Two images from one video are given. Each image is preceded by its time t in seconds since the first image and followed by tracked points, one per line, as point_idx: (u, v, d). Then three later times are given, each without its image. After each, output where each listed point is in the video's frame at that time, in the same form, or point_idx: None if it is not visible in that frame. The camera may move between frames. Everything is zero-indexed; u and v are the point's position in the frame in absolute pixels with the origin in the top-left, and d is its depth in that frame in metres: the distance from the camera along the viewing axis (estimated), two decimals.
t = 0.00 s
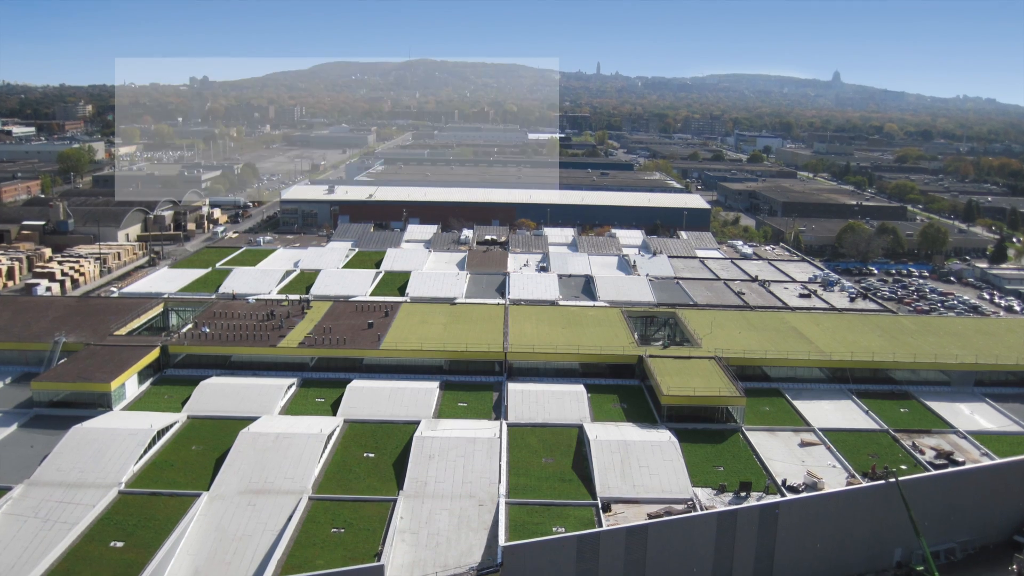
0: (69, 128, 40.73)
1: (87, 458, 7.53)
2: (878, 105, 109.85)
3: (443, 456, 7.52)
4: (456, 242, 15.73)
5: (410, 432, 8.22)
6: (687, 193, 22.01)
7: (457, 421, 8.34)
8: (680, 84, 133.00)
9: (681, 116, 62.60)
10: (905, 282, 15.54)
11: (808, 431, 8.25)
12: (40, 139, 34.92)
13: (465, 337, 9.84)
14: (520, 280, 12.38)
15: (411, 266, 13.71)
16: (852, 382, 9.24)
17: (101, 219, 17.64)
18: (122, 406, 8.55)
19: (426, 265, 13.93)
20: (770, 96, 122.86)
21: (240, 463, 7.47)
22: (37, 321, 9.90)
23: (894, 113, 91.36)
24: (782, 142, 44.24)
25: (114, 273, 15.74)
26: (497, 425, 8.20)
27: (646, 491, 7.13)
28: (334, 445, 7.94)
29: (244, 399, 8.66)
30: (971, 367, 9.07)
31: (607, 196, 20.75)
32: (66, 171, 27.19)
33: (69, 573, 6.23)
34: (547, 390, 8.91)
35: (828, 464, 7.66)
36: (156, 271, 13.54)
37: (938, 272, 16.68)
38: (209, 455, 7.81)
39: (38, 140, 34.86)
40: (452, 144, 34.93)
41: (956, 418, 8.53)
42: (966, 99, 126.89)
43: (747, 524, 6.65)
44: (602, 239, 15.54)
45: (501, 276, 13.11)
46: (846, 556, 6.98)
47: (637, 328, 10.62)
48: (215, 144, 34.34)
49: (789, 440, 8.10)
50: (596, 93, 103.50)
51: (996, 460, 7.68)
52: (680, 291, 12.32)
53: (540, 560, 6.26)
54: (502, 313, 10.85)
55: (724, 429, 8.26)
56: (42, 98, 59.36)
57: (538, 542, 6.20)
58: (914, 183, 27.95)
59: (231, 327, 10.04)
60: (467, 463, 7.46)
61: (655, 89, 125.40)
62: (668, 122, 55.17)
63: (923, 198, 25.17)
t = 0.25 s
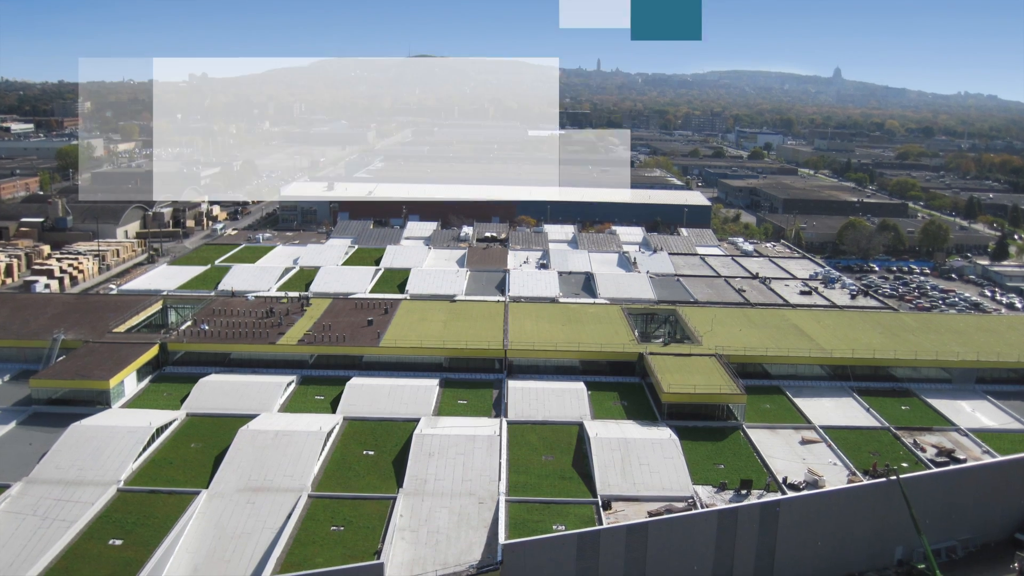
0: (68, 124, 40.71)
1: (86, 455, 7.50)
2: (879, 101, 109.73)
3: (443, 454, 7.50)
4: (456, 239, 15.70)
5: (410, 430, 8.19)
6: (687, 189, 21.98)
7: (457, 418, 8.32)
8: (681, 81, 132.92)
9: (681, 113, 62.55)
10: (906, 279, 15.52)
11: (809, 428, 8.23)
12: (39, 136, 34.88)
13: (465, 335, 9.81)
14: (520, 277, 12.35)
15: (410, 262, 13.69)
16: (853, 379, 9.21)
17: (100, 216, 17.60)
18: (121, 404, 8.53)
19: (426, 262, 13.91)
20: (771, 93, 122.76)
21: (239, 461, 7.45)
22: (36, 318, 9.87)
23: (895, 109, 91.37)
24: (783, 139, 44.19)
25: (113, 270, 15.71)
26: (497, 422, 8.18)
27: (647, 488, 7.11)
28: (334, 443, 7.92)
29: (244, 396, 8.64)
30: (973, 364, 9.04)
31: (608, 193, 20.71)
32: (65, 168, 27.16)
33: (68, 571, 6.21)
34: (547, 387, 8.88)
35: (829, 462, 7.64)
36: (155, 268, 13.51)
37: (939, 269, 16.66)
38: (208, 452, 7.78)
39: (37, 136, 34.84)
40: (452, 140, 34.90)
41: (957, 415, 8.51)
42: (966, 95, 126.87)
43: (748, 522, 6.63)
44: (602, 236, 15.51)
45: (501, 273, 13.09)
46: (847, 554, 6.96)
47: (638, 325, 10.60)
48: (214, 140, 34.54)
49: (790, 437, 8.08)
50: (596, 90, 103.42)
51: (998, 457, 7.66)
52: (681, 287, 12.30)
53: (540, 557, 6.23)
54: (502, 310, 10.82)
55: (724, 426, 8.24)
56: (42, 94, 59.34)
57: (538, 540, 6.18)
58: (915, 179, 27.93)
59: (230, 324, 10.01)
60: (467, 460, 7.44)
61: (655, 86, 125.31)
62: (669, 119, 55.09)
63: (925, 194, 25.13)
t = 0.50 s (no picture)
0: (66, 121, 40.64)
1: (85, 453, 7.47)
2: (880, 98, 109.59)
3: (442, 451, 7.47)
4: (456, 235, 15.66)
5: (410, 427, 8.16)
6: (688, 186, 21.94)
7: (457, 416, 8.29)
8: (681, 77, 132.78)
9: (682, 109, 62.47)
10: (907, 275, 15.49)
11: (810, 426, 8.21)
12: (38, 132, 34.84)
13: (464, 332, 9.78)
14: (520, 274, 12.32)
15: (410, 259, 13.65)
16: (854, 376, 9.18)
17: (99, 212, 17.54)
18: (119, 401, 8.50)
19: (426, 259, 13.87)
20: (771, 89, 122.67)
21: (238, 458, 7.42)
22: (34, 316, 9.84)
23: (895, 106, 91.29)
24: (784, 136, 44.12)
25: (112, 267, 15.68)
26: (497, 419, 8.16)
27: (647, 486, 7.08)
28: (333, 440, 7.89)
29: (243, 394, 8.61)
30: (974, 361, 9.01)
31: (608, 190, 20.67)
32: (63, 165, 27.10)
33: (66, 569, 6.19)
34: (547, 384, 8.85)
35: (830, 459, 7.61)
36: (153, 265, 13.47)
37: (941, 266, 16.63)
38: (207, 450, 7.75)
39: (36, 132, 34.80)
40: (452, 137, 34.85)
41: (959, 412, 8.48)
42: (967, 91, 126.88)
43: (749, 520, 6.61)
44: (602, 233, 15.48)
45: (501, 270, 13.06)
46: (849, 552, 6.94)
47: (638, 322, 10.57)
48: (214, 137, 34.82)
49: (791, 435, 8.05)
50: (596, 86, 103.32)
51: (999, 454, 7.63)
52: (681, 284, 12.26)
53: (540, 555, 6.21)
54: (502, 307, 10.79)
55: (725, 423, 8.21)
56: (40, 90, 59.25)
57: (538, 538, 6.15)
58: (916, 176, 27.89)
59: (229, 321, 9.98)
60: (467, 457, 7.41)
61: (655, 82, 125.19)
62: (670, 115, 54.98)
63: (926, 191, 25.09)
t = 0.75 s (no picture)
0: (64, 117, 40.57)
1: (83, 450, 7.44)
2: (881, 94, 109.39)
3: (442, 448, 7.43)
4: (456, 232, 15.61)
5: (409, 424, 8.13)
6: (688, 182, 21.88)
7: (457, 412, 8.26)
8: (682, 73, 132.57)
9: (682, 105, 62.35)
10: (909, 272, 15.44)
11: (811, 423, 8.17)
12: (36, 128, 34.76)
13: (464, 328, 9.74)
14: (520, 270, 12.28)
15: (410, 255, 13.61)
16: (856, 373, 9.15)
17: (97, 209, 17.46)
18: (118, 398, 8.47)
19: (426, 255, 13.83)
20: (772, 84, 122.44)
21: (237, 455, 7.39)
22: (32, 312, 9.80)
23: (896, 101, 91.15)
24: (785, 132, 44.01)
25: (110, 263, 15.63)
26: (497, 416, 8.13)
27: (647, 483, 7.05)
28: (332, 437, 7.86)
29: (242, 390, 8.57)
30: (976, 358, 8.98)
31: (609, 186, 20.62)
32: (61, 160, 27.02)
33: (64, 567, 6.16)
34: (548, 381, 8.82)
35: (832, 457, 7.58)
36: (152, 262, 13.42)
37: (943, 262, 16.58)
38: (206, 447, 7.72)
39: (34, 128, 34.71)
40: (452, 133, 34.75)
41: (960, 409, 8.45)
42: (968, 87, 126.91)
43: (750, 517, 6.58)
44: (603, 229, 15.42)
45: (500, 266, 13.01)
46: (850, 549, 6.91)
47: (638, 319, 10.53)
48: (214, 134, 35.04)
49: (792, 432, 8.02)
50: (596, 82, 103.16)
51: (1001, 451, 7.60)
52: (682, 281, 12.22)
53: (540, 553, 6.18)
54: (502, 304, 10.74)
55: (726, 420, 8.18)
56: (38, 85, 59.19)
57: (538, 535, 6.12)
58: (918, 171, 27.84)
59: (228, 318, 9.94)
60: (467, 454, 7.37)
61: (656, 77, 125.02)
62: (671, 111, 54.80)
63: (928, 187, 25.04)
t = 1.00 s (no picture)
0: (62, 112, 40.52)
1: (82, 447, 7.40)
2: (883, 89, 109.18)
3: (442, 445, 7.40)
4: (456, 227, 15.56)
5: (409, 420, 8.10)
6: (689, 177, 21.82)
7: (456, 409, 8.23)
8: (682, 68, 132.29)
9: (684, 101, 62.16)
10: (911, 268, 15.39)
11: (813, 419, 8.14)
12: (35, 123, 34.69)
13: (464, 324, 9.71)
14: (520, 266, 12.24)
15: (409, 251, 13.57)
16: (857, 369, 9.12)
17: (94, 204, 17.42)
18: (116, 394, 8.44)
19: (425, 251, 13.78)
20: (773, 79, 122.24)
21: (235, 452, 7.35)
22: (30, 308, 9.76)
23: (899, 97, 90.98)
24: (787, 127, 43.90)
25: (108, 259, 15.60)
26: (497, 413, 8.09)
27: (648, 480, 7.02)
28: (332, 434, 7.83)
29: (241, 387, 8.54)
30: (978, 354, 8.94)
31: (609, 181, 20.56)
32: (59, 156, 26.95)
33: (62, 564, 6.14)
34: (548, 377, 8.78)
35: (833, 453, 7.55)
36: (150, 257, 13.39)
37: (944, 258, 16.53)
38: (205, 444, 7.69)
39: (33, 123, 34.66)
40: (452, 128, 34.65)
41: (962, 406, 8.42)
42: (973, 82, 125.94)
43: (751, 514, 6.55)
44: (603, 224, 15.37)
45: (500, 262, 12.97)
46: (851, 546, 6.88)
47: (639, 315, 10.50)
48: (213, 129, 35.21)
49: (793, 428, 7.99)
50: (597, 78, 103.06)
51: (1003, 448, 7.57)
52: (682, 277, 12.18)
53: (540, 550, 6.15)
54: (502, 300, 10.71)
55: (727, 417, 8.15)
56: (36, 80, 59.13)
57: (538, 532, 6.09)
58: (920, 167, 27.76)
59: (227, 314, 9.90)
60: (467, 451, 7.34)
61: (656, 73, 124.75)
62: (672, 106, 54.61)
63: (930, 183, 24.97)
